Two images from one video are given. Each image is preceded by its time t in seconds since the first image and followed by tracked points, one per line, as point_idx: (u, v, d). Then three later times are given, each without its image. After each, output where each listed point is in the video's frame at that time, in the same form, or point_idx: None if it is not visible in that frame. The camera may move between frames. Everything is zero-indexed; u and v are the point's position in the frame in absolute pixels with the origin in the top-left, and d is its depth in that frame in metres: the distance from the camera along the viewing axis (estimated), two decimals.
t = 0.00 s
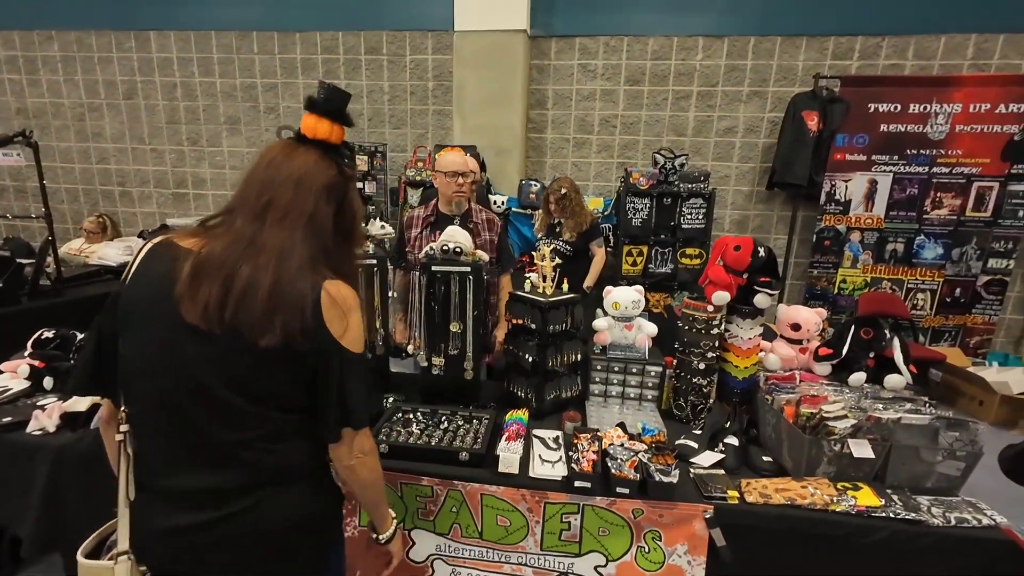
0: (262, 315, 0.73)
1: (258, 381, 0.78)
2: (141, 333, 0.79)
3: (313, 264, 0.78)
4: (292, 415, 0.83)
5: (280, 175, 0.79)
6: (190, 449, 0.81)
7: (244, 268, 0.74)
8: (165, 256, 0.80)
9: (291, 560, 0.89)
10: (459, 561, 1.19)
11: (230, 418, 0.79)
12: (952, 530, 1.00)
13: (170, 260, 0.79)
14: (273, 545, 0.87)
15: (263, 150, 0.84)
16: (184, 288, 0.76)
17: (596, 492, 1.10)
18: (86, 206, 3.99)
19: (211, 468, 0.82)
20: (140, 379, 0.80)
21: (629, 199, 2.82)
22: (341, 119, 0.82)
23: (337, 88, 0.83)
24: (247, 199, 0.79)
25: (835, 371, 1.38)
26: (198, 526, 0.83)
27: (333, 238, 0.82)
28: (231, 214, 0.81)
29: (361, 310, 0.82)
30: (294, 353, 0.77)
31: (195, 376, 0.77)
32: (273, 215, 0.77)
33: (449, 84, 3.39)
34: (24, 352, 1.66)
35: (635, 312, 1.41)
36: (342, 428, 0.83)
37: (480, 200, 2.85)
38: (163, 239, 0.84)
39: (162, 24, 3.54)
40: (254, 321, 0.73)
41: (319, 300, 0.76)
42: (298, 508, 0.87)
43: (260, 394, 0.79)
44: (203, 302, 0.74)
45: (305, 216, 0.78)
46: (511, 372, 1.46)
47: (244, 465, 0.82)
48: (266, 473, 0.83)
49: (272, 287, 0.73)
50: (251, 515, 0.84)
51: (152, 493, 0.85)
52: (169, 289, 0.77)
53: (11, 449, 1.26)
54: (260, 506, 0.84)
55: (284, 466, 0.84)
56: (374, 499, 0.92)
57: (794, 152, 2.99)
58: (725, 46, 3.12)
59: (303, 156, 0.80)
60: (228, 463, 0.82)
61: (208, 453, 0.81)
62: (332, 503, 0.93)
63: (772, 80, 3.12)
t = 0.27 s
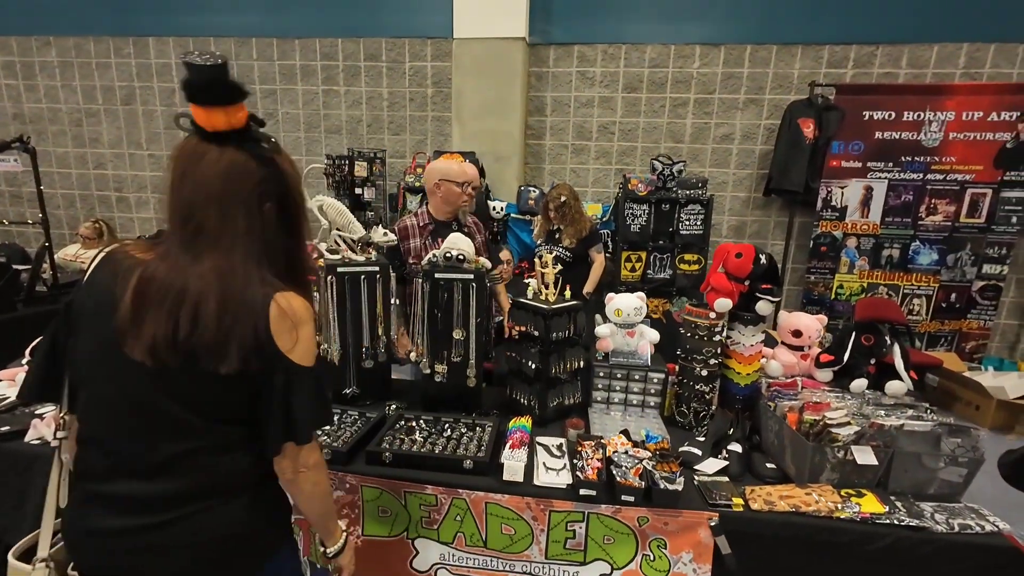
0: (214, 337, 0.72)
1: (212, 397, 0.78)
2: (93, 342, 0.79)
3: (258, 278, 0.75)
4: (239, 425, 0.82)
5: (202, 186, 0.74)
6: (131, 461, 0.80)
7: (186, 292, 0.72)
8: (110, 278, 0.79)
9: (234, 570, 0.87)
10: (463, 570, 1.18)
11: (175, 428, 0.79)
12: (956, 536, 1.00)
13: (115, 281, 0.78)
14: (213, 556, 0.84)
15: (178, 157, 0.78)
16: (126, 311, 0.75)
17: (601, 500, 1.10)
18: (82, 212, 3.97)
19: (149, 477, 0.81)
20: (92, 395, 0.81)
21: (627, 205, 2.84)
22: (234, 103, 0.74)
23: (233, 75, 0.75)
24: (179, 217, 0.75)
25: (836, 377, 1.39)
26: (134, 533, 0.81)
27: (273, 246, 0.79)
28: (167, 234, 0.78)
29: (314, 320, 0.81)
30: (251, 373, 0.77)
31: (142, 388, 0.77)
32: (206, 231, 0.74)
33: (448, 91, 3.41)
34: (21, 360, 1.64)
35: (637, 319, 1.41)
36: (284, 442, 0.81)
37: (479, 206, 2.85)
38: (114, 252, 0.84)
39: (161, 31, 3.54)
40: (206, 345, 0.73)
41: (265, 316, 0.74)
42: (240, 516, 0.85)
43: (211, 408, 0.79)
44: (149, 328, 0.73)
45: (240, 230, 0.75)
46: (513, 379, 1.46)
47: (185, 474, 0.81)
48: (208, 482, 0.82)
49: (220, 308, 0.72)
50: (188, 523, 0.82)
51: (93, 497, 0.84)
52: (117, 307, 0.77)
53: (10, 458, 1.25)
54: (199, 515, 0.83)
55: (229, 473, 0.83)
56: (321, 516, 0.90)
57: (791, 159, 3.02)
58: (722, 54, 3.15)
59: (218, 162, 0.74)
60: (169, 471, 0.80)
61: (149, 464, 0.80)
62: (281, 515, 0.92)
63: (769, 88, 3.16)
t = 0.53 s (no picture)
0: (213, 339, 0.73)
1: (212, 396, 0.79)
2: (97, 341, 0.80)
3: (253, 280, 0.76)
4: (238, 419, 0.83)
5: (189, 192, 0.74)
6: (138, 456, 0.81)
7: (180, 296, 0.73)
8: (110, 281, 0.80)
9: (242, 561, 0.88)
10: (481, 572, 1.20)
11: (175, 423, 0.79)
12: (966, 536, 1.03)
13: (115, 284, 0.79)
14: (221, 548, 0.85)
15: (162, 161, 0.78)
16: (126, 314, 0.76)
17: (619, 502, 1.12)
18: (82, 217, 3.95)
19: (155, 471, 0.81)
20: (100, 394, 0.82)
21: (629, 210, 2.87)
22: (213, 108, 0.73)
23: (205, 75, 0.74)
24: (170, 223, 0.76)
25: (844, 381, 1.42)
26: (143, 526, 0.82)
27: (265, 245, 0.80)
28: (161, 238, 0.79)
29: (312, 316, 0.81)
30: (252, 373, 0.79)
31: (141, 387, 0.77)
32: (197, 235, 0.75)
33: (451, 97, 3.44)
34: (33, 367, 1.65)
35: (648, 323, 1.44)
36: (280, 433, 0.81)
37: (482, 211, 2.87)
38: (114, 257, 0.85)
39: (163, 36, 3.55)
40: (203, 348, 0.74)
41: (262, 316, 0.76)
42: (245, 509, 0.86)
43: (211, 405, 0.80)
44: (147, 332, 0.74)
45: (229, 233, 0.75)
46: (526, 383, 1.48)
47: (192, 469, 0.81)
48: (214, 475, 0.83)
49: (216, 313, 0.73)
50: (196, 515, 0.83)
51: (100, 490, 0.85)
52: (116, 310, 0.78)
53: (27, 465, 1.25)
54: (207, 508, 0.83)
55: (233, 468, 0.84)
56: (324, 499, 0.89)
57: (790, 164, 3.07)
58: (721, 61, 3.20)
59: (202, 166, 0.74)
60: (171, 465, 0.81)
61: (156, 460, 0.81)
62: (281, 510, 0.91)
63: (767, 95, 3.21)
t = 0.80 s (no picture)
0: (257, 334, 0.73)
1: (260, 389, 0.79)
2: (145, 343, 0.81)
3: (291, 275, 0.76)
4: (286, 413, 0.83)
5: (221, 193, 0.73)
6: (193, 452, 0.82)
7: (222, 294, 0.72)
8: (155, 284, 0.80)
9: (294, 553, 0.89)
10: None
11: (226, 418, 0.80)
12: (986, 536, 1.05)
13: (161, 287, 0.79)
14: (275, 540, 0.86)
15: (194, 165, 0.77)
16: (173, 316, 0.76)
17: (645, 507, 1.13)
18: (77, 221, 3.90)
19: (212, 466, 0.83)
20: (150, 394, 0.83)
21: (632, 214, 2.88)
22: (247, 110, 0.72)
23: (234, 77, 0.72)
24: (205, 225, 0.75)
25: (858, 383, 1.45)
26: (201, 521, 0.83)
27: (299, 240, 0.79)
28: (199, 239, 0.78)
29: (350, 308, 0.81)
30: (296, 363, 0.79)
31: (192, 384, 0.78)
32: (228, 234, 0.73)
33: (453, 101, 3.45)
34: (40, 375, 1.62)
35: (665, 328, 1.45)
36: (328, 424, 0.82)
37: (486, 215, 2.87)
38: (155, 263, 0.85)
39: (161, 39, 3.52)
40: (249, 343, 0.74)
41: (304, 309, 0.75)
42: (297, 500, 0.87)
43: (260, 399, 0.80)
44: (193, 333, 0.74)
45: (264, 229, 0.74)
46: (544, 388, 1.48)
47: (246, 463, 0.82)
48: (266, 468, 0.83)
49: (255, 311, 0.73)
50: (253, 508, 0.84)
51: (157, 488, 0.87)
52: (162, 312, 0.78)
53: (42, 476, 1.23)
54: (261, 500, 0.84)
55: (284, 460, 0.84)
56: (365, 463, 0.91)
57: (789, 169, 3.11)
58: (720, 68, 3.25)
59: (232, 166, 0.73)
60: (228, 460, 0.82)
61: (211, 455, 0.82)
62: (332, 505, 0.91)
63: (766, 101, 3.26)
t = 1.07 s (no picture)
0: (322, 343, 0.77)
1: (321, 395, 0.82)
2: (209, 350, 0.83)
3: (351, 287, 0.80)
4: (341, 415, 0.86)
5: (289, 210, 0.77)
6: (259, 452, 0.85)
7: (290, 306, 0.76)
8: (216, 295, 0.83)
9: (352, 547, 0.92)
10: None
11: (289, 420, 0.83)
12: (993, 533, 1.09)
13: (223, 298, 0.82)
14: (334, 534, 0.90)
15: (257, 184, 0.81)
16: (240, 324, 0.79)
17: (664, 511, 1.14)
18: (66, 227, 3.82)
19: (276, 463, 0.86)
20: (211, 399, 0.85)
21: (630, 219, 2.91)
22: (313, 133, 0.77)
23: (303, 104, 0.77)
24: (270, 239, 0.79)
25: (863, 386, 1.49)
26: (266, 515, 0.87)
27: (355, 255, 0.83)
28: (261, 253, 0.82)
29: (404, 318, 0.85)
30: (355, 371, 0.82)
31: (259, 388, 0.81)
32: (295, 249, 0.77)
33: (451, 107, 3.46)
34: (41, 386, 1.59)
35: (674, 333, 1.47)
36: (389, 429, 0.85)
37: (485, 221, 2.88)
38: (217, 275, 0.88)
39: (154, 43, 3.48)
40: (315, 352, 0.77)
41: (365, 319, 0.80)
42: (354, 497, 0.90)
43: (321, 403, 0.83)
44: (261, 342, 0.77)
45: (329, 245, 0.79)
46: (556, 394, 1.50)
47: (308, 461, 0.86)
48: (326, 466, 0.86)
49: (321, 320, 0.76)
50: (313, 503, 0.87)
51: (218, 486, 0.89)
52: (225, 323, 0.81)
53: (49, 489, 1.20)
54: (320, 497, 0.87)
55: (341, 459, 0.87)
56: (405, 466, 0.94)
57: (782, 175, 3.18)
58: (714, 75, 3.31)
59: (298, 186, 0.78)
60: (294, 461, 0.85)
61: (275, 454, 0.85)
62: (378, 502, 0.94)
63: (759, 108, 3.32)
